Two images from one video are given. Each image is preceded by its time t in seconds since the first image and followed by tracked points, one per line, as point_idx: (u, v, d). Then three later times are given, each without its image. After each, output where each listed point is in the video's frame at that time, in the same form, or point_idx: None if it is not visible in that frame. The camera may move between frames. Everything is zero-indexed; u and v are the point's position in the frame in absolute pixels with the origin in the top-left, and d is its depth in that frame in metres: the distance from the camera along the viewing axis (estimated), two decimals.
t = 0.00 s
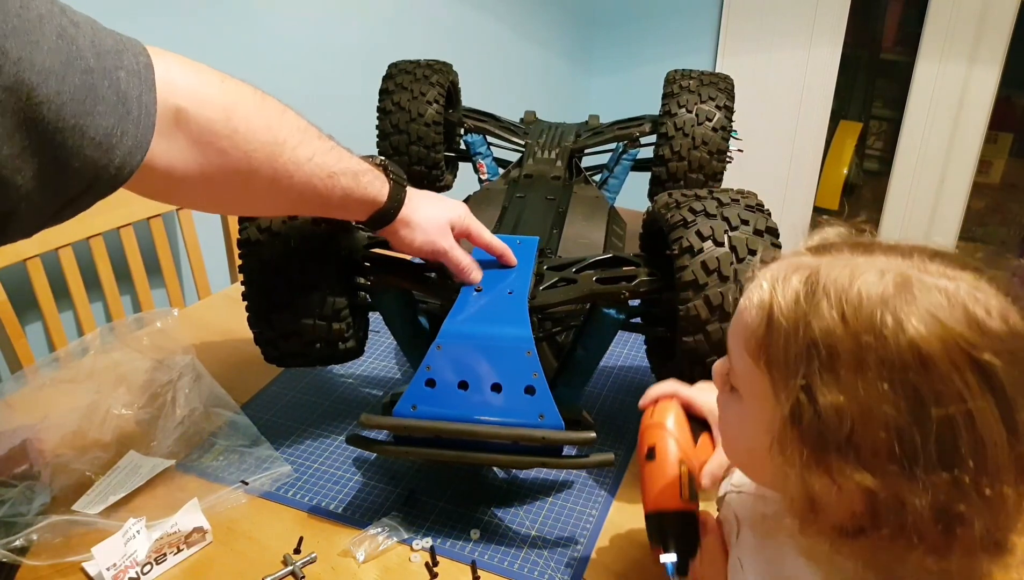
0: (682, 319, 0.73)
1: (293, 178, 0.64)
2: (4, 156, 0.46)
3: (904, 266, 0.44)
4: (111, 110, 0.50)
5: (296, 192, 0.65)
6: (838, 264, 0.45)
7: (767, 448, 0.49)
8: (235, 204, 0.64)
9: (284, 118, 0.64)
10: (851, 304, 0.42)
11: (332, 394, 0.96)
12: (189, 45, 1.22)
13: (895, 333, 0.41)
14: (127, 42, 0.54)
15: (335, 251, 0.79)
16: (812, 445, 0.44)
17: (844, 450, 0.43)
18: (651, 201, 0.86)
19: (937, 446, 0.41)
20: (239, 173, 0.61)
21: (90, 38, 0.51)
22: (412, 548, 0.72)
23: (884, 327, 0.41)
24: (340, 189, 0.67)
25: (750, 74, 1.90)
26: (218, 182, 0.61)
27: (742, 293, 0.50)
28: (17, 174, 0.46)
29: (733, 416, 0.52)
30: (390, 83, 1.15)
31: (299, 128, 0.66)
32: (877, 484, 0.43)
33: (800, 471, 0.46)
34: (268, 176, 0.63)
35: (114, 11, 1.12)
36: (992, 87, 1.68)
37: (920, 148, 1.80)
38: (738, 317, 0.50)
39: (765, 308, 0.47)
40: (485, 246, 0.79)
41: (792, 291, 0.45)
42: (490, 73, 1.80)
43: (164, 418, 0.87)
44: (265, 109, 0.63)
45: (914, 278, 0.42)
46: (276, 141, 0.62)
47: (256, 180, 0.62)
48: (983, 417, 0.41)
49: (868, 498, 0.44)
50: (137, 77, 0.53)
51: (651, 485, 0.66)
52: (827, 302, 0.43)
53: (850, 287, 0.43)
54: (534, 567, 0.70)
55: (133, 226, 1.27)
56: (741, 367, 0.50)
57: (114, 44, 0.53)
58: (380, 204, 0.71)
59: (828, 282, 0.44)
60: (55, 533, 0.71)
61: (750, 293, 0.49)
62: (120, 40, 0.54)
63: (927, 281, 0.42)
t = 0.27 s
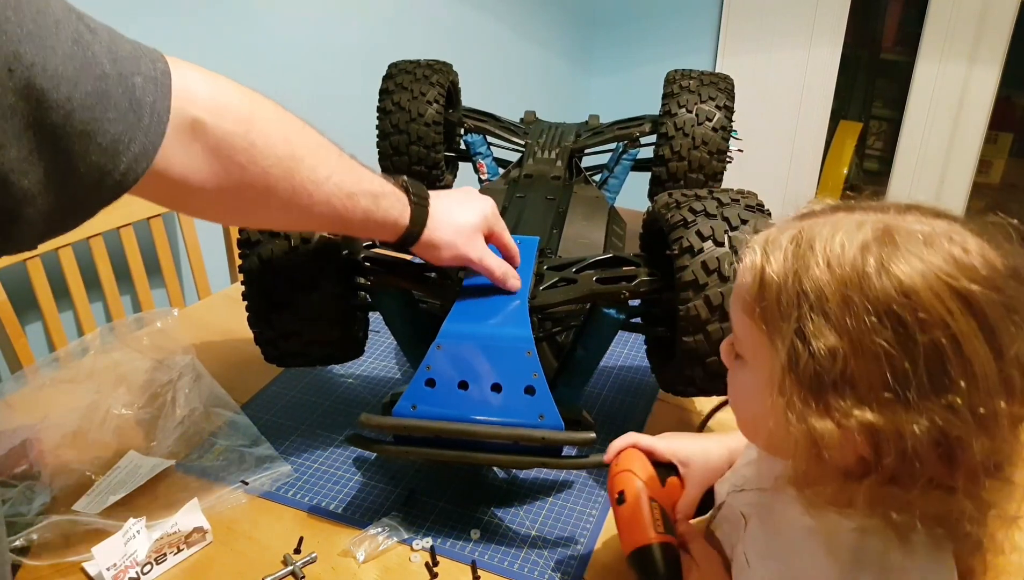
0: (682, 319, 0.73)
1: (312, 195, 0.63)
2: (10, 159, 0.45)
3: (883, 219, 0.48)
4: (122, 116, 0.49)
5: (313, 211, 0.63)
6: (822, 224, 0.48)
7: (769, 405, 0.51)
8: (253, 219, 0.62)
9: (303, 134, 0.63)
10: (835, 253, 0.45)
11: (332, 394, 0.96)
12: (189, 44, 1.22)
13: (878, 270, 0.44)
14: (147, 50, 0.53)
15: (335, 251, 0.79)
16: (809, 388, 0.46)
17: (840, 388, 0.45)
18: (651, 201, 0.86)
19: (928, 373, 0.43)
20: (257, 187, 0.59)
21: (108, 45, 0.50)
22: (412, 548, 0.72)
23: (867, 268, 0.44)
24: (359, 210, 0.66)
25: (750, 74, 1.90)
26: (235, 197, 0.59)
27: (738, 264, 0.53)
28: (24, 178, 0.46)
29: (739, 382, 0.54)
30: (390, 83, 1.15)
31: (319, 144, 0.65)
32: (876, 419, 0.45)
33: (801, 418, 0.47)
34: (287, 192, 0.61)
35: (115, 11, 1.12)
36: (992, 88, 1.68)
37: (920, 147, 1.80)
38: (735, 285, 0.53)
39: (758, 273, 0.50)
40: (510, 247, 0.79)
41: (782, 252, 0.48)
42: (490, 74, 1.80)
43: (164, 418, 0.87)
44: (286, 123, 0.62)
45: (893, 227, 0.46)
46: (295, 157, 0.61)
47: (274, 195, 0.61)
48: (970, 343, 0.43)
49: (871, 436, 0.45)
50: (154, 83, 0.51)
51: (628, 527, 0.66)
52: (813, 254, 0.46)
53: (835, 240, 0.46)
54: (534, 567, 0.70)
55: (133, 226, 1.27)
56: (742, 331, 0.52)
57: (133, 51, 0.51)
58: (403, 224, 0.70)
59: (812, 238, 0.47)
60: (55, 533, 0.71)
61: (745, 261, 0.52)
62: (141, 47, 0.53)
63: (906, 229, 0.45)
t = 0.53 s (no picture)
0: (682, 319, 0.73)
1: (305, 197, 0.62)
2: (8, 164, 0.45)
3: (863, 193, 0.48)
4: (117, 121, 0.49)
5: (308, 212, 0.63)
6: (806, 208, 0.48)
7: (784, 394, 0.49)
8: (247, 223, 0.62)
9: (293, 136, 0.62)
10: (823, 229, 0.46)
11: (332, 394, 0.96)
12: (190, 45, 1.22)
13: (868, 237, 0.44)
14: (140, 56, 0.54)
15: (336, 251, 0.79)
16: (824, 365, 0.45)
17: (851, 361, 0.44)
18: (651, 201, 0.86)
19: (934, 328, 0.42)
20: (250, 192, 0.59)
21: (102, 51, 0.50)
22: (412, 548, 0.72)
23: (856, 236, 0.44)
24: (353, 210, 0.66)
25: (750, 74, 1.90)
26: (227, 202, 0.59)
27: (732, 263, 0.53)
28: (20, 182, 0.46)
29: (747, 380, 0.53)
30: (390, 83, 1.15)
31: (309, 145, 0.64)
32: (893, 385, 0.43)
33: (821, 396, 0.46)
34: (279, 195, 0.61)
35: (116, 11, 1.12)
36: (992, 88, 1.68)
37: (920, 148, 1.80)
38: (733, 283, 0.52)
39: (752, 265, 0.49)
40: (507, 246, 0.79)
41: (772, 241, 0.48)
42: (491, 74, 1.80)
43: (164, 418, 0.87)
44: (275, 125, 0.61)
45: (872, 198, 0.46)
46: (286, 160, 0.61)
47: (266, 198, 0.60)
48: (969, 292, 0.42)
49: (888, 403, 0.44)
50: (147, 88, 0.52)
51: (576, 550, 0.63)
52: (803, 234, 0.46)
53: (819, 223, 0.46)
54: (533, 567, 0.70)
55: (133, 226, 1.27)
56: (746, 326, 0.51)
57: (126, 57, 0.52)
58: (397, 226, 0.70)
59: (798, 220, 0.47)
60: (55, 533, 0.71)
61: (738, 259, 0.51)
62: (133, 53, 0.54)
63: (886, 198, 0.45)
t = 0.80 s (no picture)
0: (682, 318, 0.72)
1: (293, 187, 0.64)
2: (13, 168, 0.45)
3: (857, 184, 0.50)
4: (116, 124, 0.50)
5: (297, 202, 0.65)
6: (812, 205, 0.49)
7: (814, 393, 0.48)
8: (236, 218, 0.64)
9: (278, 130, 0.64)
10: (842, 222, 0.46)
11: (333, 394, 0.96)
12: (190, 44, 1.22)
13: (890, 225, 0.44)
14: (130, 59, 0.54)
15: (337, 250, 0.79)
16: (864, 355, 0.45)
17: (891, 346, 0.44)
18: (651, 201, 0.86)
19: (963, 305, 0.44)
20: (240, 184, 0.61)
21: (97, 55, 0.51)
22: (412, 548, 0.72)
23: (879, 224, 0.45)
24: (340, 196, 0.68)
25: (750, 74, 1.90)
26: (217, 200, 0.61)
27: (739, 269, 0.52)
28: (23, 186, 0.46)
29: (766, 387, 0.51)
30: (390, 83, 1.15)
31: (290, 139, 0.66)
32: (934, 362, 0.44)
33: (862, 388, 0.45)
34: (267, 186, 0.63)
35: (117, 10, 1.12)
36: (992, 88, 1.68)
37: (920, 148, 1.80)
38: (744, 288, 0.51)
39: (770, 268, 0.48)
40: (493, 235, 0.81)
41: (788, 241, 0.48)
42: (490, 74, 1.80)
43: (164, 418, 0.87)
44: (258, 120, 0.63)
45: (877, 187, 0.47)
46: (272, 149, 0.63)
47: (252, 189, 0.62)
48: (987, 265, 0.44)
49: (926, 384, 0.45)
50: (142, 90, 0.53)
51: None
52: (822, 230, 0.46)
53: (833, 217, 0.47)
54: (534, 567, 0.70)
55: (133, 226, 1.27)
56: (763, 330, 0.50)
57: (119, 60, 0.53)
58: (381, 214, 0.72)
59: (812, 217, 0.47)
60: (55, 533, 0.71)
61: (749, 264, 0.50)
62: (124, 57, 0.54)
63: (889, 185, 0.47)
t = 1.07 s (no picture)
0: (682, 318, 0.72)
1: (303, 173, 0.67)
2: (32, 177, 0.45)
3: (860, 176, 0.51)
4: (129, 127, 0.50)
5: (308, 188, 0.67)
6: (817, 197, 0.49)
7: (822, 382, 0.49)
8: (247, 218, 0.65)
9: (280, 123, 0.67)
10: (850, 214, 0.47)
11: (332, 393, 0.97)
12: (190, 44, 1.22)
13: (898, 216, 0.46)
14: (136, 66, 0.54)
15: (337, 250, 0.79)
16: (872, 342, 0.46)
17: (899, 333, 0.45)
18: (651, 201, 0.86)
19: (968, 293, 0.45)
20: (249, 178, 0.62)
21: (105, 64, 0.51)
22: (412, 548, 0.72)
23: (887, 216, 0.46)
24: (345, 180, 0.70)
25: (750, 74, 1.90)
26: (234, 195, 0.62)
27: (744, 260, 0.52)
28: (43, 194, 0.46)
29: (771, 377, 0.52)
30: (390, 83, 1.15)
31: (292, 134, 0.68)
32: (940, 349, 0.45)
33: (870, 375, 0.46)
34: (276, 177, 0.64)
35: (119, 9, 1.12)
36: (993, 88, 1.68)
37: (919, 148, 1.80)
38: (750, 280, 0.51)
39: (778, 260, 0.49)
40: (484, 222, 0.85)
41: (796, 232, 0.48)
42: (490, 74, 1.80)
43: (163, 418, 0.86)
44: (263, 117, 0.65)
45: (880, 178, 0.48)
46: (279, 139, 0.65)
47: (266, 181, 0.64)
48: (990, 254, 0.46)
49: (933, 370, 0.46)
50: (151, 94, 0.53)
51: None
52: (830, 221, 0.47)
53: (839, 208, 0.47)
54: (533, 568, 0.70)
55: (133, 226, 1.27)
56: (769, 321, 0.51)
57: (127, 67, 0.52)
58: (384, 199, 0.75)
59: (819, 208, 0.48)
60: (55, 534, 0.71)
61: (755, 255, 0.51)
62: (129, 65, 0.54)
63: (891, 176, 0.48)
